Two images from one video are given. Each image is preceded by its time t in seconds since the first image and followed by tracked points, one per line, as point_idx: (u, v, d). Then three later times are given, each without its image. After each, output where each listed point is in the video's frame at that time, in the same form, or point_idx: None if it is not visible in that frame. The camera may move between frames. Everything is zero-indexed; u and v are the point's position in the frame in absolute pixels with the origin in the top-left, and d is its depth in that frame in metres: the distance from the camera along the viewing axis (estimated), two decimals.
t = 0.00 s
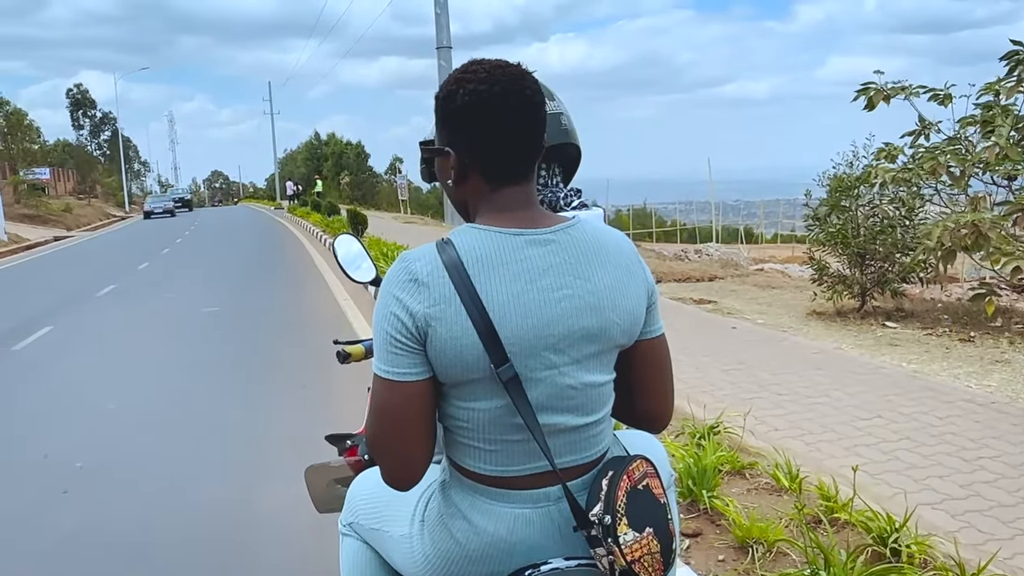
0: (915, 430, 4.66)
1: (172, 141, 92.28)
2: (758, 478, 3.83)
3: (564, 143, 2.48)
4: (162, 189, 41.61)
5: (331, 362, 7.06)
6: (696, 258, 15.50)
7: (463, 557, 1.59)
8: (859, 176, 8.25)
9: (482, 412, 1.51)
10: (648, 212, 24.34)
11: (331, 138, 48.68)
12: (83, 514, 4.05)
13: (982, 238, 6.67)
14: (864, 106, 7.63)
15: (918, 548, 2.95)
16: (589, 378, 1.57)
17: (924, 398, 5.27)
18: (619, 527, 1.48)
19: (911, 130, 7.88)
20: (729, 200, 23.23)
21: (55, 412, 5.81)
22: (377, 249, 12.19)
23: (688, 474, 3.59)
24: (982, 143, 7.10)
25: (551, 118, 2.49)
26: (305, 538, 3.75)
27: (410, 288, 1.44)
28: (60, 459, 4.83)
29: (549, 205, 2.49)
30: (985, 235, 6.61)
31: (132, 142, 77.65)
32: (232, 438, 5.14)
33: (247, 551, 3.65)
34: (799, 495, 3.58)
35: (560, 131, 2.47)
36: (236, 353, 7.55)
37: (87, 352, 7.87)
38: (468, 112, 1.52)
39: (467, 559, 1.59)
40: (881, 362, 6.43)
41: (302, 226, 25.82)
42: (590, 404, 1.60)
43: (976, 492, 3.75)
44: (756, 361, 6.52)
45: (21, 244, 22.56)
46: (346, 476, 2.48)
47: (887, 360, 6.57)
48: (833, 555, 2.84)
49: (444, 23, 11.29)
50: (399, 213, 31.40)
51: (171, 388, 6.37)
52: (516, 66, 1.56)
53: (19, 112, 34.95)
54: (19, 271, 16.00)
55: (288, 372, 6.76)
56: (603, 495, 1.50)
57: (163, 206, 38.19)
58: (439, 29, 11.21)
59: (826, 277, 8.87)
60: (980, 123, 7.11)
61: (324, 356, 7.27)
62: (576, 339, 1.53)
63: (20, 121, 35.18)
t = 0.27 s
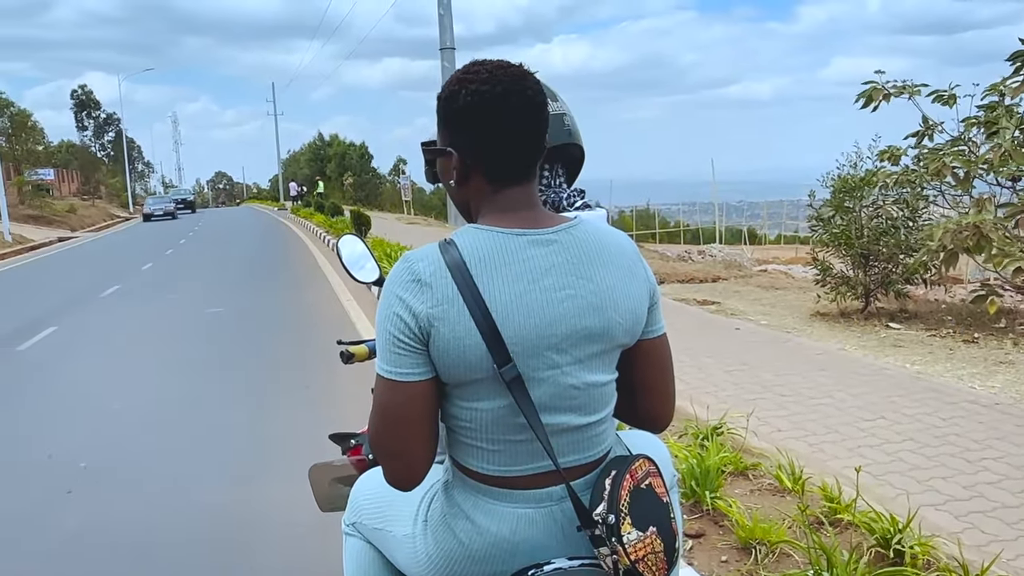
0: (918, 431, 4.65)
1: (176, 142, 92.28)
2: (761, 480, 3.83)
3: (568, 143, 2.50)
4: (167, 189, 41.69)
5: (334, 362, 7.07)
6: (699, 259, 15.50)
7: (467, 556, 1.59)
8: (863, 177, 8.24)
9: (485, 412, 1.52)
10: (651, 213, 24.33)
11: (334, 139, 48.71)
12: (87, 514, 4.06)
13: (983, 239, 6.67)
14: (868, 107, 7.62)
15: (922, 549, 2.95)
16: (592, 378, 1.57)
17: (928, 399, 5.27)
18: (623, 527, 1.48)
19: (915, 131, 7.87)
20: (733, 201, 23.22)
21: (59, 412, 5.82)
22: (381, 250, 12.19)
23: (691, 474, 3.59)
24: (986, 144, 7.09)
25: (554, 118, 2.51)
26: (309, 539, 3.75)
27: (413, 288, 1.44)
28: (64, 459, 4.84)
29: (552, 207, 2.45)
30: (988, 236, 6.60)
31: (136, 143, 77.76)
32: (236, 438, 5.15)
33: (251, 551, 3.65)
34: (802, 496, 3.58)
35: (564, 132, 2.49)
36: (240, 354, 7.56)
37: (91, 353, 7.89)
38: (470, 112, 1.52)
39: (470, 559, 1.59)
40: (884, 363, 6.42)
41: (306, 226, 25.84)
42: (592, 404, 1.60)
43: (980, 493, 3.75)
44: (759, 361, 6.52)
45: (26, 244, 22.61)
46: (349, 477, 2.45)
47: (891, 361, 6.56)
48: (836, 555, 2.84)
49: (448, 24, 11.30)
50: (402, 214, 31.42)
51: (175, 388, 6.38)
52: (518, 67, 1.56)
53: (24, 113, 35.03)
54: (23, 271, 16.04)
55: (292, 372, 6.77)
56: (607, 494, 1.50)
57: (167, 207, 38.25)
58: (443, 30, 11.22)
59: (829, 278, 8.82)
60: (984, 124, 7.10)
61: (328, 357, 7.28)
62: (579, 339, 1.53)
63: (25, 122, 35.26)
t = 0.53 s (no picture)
0: (922, 433, 4.65)
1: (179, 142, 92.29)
2: (764, 481, 3.83)
3: (573, 144, 2.49)
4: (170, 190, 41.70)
5: (338, 363, 7.08)
6: (702, 260, 15.50)
7: (472, 556, 1.60)
8: (866, 179, 8.25)
9: (491, 412, 1.52)
10: (654, 214, 24.32)
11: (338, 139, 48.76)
12: (91, 513, 4.06)
13: (987, 241, 6.67)
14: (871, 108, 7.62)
15: (926, 551, 2.95)
16: (597, 378, 1.58)
17: (931, 401, 5.26)
18: (628, 528, 1.48)
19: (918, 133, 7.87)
20: (736, 202, 23.21)
21: (63, 412, 5.84)
22: (384, 250, 12.21)
23: (694, 475, 3.59)
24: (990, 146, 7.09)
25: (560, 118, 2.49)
26: (312, 539, 3.75)
27: (420, 290, 1.45)
28: (68, 459, 4.85)
29: (558, 207, 2.47)
30: (991, 238, 6.60)
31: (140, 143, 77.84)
32: (239, 438, 5.15)
33: (254, 551, 3.66)
34: (805, 497, 3.58)
35: (569, 133, 2.48)
36: (243, 354, 7.57)
37: (94, 352, 7.90)
38: (475, 113, 1.53)
39: (475, 559, 1.59)
40: (888, 365, 6.42)
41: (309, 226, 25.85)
42: (597, 404, 1.60)
43: (983, 495, 3.74)
44: (762, 363, 6.52)
45: (29, 244, 22.66)
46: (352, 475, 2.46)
47: (894, 362, 6.56)
48: (839, 557, 2.84)
49: (451, 25, 11.32)
50: (405, 214, 31.44)
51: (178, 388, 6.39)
52: (523, 68, 1.57)
53: (28, 112, 35.10)
54: (27, 271, 16.08)
55: (295, 372, 6.78)
56: (612, 495, 1.51)
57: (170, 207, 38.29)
58: (446, 31, 11.24)
59: (833, 280, 8.84)
60: (987, 126, 7.10)
61: (331, 357, 7.29)
62: (585, 340, 1.53)
63: (28, 122, 35.33)
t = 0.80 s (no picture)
0: (924, 435, 4.65)
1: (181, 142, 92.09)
2: (766, 483, 3.82)
3: (581, 147, 2.49)
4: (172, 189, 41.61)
5: (339, 363, 7.08)
6: (704, 262, 15.49)
7: (475, 557, 1.59)
8: (868, 181, 8.24)
9: (495, 412, 1.52)
10: (656, 216, 24.31)
11: (339, 140, 48.77)
12: (92, 513, 4.06)
13: (990, 243, 6.66)
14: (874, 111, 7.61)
15: (928, 554, 2.95)
16: (600, 379, 1.58)
17: (933, 404, 5.26)
18: (631, 529, 1.48)
19: (920, 135, 7.86)
20: (738, 204, 23.20)
21: (65, 411, 5.84)
22: (386, 250, 12.21)
23: (696, 477, 3.58)
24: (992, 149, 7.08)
25: (568, 119, 2.48)
26: (314, 539, 3.75)
27: (424, 290, 1.45)
28: (69, 458, 4.85)
29: (564, 208, 2.47)
30: (993, 240, 6.60)
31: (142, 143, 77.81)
32: (241, 438, 5.15)
33: (256, 551, 3.65)
34: (807, 499, 3.57)
35: (578, 135, 2.47)
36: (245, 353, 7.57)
37: (96, 351, 7.90)
38: (480, 113, 1.53)
39: (478, 559, 1.59)
40: (890, 367, 6.41)
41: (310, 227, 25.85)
42: (601, 405, 1.60)
43: (986, 498, 3.74)
44: (764, 365, 6.51)
45: (31, 243, 22.66)
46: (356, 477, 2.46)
47: (896, 365, 6.55)
48: (841, 559, 2.83)
49: (454, 26, 11.32)
50: (407, 215, 31.45)
51: (180, 388, 6.40)
52: (527, 68, 1.57)
53: (30, 111, 35.10)
54: (29, 270, 16.08)
55: (297, 372, 6.78)
56: (615, 497, 1.51)
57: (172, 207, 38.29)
58: (448, 32, 11.24)
59: (835, 282, 8.85)
60: (989, 129, 7.10)
61: (333, 357, 7.29)
62: (588, 340, 1.53)
63: (30, 122, 35.34)
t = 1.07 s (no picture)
0: (924, 440, 4.64)
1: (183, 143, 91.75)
2: (766, 486, 3.82)
3: (585, 149, 2.48)
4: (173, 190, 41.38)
5: (340, 363, 7.08)
6: (704, 265, 15.49)
7: (475, 560, 1.59)
8: (869, 185, 8.23)
9: (496, 416, 1.52)
10: (657, 218, 24.31)
11: (341, 140, 48.77)
12: (92, 512, 4.05)
13: (991, 247, 6.65)
14: (874, 115, 7.61)
15: (929, 559, 2.95)
16: (602, 382, 1.57)
17: (934, 408, 5.25)
18: (633, 534, 1.48)
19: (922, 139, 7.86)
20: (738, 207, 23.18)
21: (65, 410, 5.83)
22: (387, 251, 12.20)
23: (697, 480, 3.58)
24: (994, 153, 7.08)
25: (572, 123, 2.48)
26: (314, 540, 3.74)
27: (426, 293, 1.44)
28: (68, 457, 4.85)
29: (566, 211, 2.46)
30: (995, 244, 6.59)
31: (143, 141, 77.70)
32: (242, 438, 5.14)
33: (255, 551, 3.65)
34: (808, 503, 3.57)
35: (582, 137, 2.47)
36: (246, 353, 7.57)
37: (97, 351, 7.90)
38: (482, 116, 1.52)
39: (479, 563, 1.59)
40: (890, 371, 6.40)
41: (311, 227, 25.83)
42: (603, 408, 1.60)
43: (986, 503, 3.73)
44: (765, 368, 6.51)
45: (31, 242, 22.66)
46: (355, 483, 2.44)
47: (897, 369, 6.54)
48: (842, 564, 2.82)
49: (456, 27, 11.32)
50: (407, 216, 31.45)
51: (180, 387, 6.39)
52: (530, 71, 1.56)
53: (30, 110, 35.09)
54: (29, 269, 16.08)
55: (297, 373, 6.77)
56: (616, 501, 1.50)
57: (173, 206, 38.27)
58: (451, 33, 11.24)
59: (836, 285, 8.84)
60: (990, 133, 7.10)
61: (333, 357, 7.28)
62: (590, 343, 1.53)
63: (32, 120, 35.30)
